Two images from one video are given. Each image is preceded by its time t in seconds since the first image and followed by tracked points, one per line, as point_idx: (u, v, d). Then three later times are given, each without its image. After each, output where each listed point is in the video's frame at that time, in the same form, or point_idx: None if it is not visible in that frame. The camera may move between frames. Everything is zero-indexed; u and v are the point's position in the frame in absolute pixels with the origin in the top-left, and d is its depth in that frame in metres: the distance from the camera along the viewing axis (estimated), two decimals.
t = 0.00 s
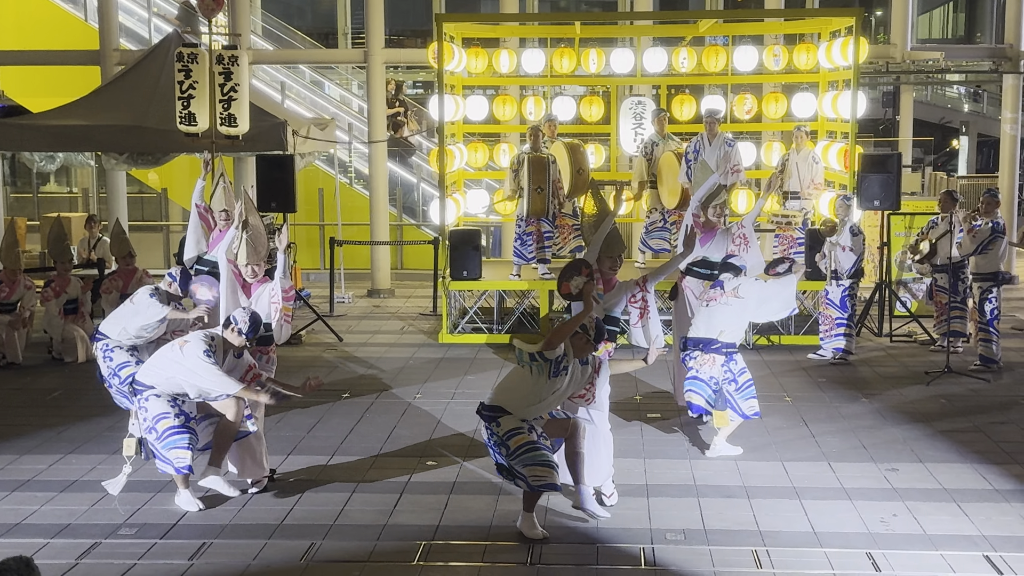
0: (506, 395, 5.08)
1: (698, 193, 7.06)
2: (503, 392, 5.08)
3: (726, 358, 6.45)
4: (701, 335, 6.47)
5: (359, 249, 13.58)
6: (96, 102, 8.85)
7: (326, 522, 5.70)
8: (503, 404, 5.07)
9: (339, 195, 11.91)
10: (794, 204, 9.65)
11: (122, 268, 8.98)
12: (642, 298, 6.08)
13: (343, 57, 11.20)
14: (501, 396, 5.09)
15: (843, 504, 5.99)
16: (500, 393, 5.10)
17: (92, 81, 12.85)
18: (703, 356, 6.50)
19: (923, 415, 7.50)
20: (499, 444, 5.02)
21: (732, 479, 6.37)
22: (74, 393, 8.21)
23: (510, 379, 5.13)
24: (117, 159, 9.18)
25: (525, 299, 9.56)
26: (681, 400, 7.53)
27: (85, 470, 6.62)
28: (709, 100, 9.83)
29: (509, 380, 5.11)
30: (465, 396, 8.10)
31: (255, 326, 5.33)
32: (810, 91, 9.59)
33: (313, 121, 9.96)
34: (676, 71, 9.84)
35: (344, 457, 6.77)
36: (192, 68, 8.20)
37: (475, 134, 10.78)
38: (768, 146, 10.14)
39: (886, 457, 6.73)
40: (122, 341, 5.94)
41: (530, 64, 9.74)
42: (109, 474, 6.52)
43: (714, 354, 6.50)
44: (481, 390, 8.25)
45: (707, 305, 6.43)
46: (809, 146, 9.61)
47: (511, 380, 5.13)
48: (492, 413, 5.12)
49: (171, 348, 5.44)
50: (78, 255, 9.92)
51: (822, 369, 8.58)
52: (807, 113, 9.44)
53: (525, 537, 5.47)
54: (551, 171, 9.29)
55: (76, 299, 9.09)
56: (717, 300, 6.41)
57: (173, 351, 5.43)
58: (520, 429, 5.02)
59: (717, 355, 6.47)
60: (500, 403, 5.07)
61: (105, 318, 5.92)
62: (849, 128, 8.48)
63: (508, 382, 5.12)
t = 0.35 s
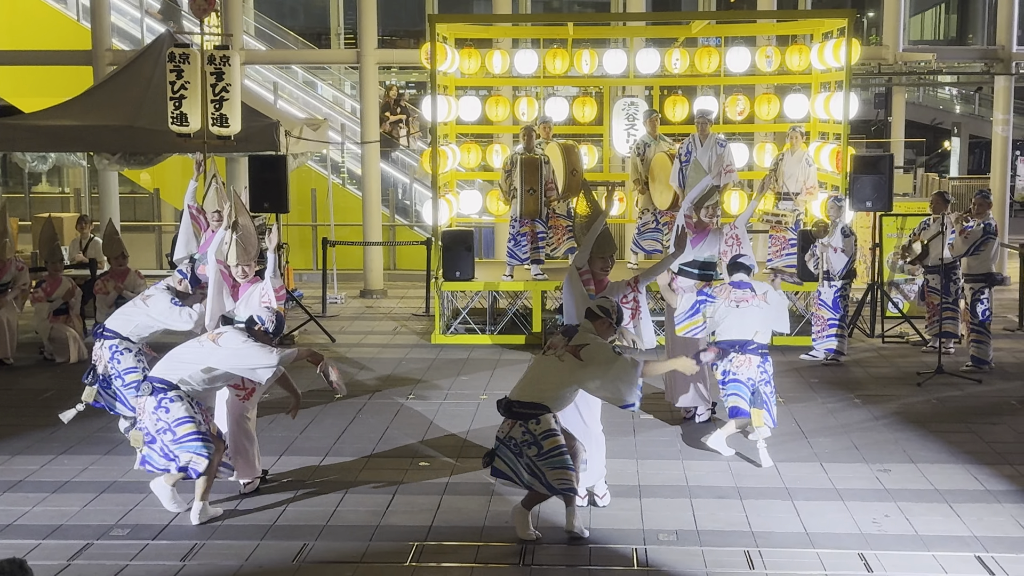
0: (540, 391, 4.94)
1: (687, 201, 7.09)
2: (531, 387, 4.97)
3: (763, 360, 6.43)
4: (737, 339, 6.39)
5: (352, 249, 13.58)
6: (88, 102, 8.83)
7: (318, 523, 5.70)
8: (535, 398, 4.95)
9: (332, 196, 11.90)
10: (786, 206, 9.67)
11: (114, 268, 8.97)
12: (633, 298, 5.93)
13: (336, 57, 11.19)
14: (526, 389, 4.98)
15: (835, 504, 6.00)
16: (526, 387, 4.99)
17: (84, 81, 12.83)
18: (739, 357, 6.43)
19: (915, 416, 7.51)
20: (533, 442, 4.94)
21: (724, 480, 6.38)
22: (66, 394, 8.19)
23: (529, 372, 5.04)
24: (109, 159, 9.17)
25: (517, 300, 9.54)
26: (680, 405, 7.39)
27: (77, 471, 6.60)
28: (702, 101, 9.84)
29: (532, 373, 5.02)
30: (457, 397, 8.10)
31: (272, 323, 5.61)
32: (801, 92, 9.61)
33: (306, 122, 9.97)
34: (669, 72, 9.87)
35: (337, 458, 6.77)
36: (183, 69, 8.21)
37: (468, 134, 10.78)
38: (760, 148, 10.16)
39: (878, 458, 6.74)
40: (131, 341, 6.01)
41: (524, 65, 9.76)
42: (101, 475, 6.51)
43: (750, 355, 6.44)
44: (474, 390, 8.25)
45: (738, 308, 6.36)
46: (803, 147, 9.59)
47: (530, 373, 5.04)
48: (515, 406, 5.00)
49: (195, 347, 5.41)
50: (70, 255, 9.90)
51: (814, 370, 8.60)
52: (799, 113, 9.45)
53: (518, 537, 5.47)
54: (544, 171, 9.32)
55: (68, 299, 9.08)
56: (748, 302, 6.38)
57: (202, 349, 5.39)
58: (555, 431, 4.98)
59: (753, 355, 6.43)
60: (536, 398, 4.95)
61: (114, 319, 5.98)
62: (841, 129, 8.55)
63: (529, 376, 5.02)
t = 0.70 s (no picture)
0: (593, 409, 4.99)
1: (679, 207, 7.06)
2: (581, 403, 4.98)
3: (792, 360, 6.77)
4: (773, 344, 6.62)
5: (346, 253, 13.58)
6: (82, 105, 8.83)
7: (312, 527, 5.68)
8: (586, 412, 4.98)
9: (326, 200, 11.89)
10: (781, 208, 9.85)
11: (109, 273, 8.96)
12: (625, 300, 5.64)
13: (330, 61, 11.19)
14: (570, 404, 4.98)
15: (829, 509, 6.00)
16: (574, 402, 4.98)
17: (78, 84, 12.82)
18: (778, 361, 6.66)
19: (908, 420, 7.52)
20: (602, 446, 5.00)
21: (718, 484, 6.38)
22: (60, 398, 8.18)
23: (570, 383, 5.00)
24: (103, 163, 9.16)
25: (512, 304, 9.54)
26: (670, 408, 7.44)
27: (70, 475, 6.59)
28: (696, 106, 9.84)
29: (579, 389, 4.99)
30: (452, 401, 8.09)
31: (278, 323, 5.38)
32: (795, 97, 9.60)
33: (300, 126, 9.97)
34: (664, 76, 9.88)
35: (330, 462, 6.76)
36: (177, 72, 8.23)
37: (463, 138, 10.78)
38: (754, 152, 10.17)
39: (872, 462, 6.74)
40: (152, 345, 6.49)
41: (518, 69, 9.79)
42: (95, 479, 6.50)
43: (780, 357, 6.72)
44: (468, 394, 8.25)
45: (765, 315, 6.59)
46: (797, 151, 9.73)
47: (570, 383, 5.01)
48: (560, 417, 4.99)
49: (231, 368, 5.27)
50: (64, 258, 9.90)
51: (808, 374, 8.60)
52: (792, 117, 9.51)
53: (512, 541, 5.47)
54: (539, 175, 9.31)
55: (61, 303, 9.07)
56: (772, 309, 6.64)
57: (245, 373, 5.30)
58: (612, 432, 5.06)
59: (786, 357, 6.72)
60: (589, 411, 4.98)
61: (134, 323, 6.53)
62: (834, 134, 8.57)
63: (572, 389, 5.00)
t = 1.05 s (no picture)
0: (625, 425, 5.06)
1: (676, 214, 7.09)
2: (614, 420, 5.03)
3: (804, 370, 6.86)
4: (787, 352, 6.72)
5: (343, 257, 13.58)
6: (79, 109, 8.83)
7: (308, 531, 5.67)
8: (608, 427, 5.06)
9: (323, 204, 11.89)
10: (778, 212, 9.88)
11: (105, 276, 8.96)
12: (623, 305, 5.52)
13: (328, 65, 11.20)
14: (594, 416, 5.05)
15: (825, 513, 6.00)
16: (606, 418, 5.03)
17: (75, 88, 12.83)
18: (792, 369, 6.76)
19: (905, 425, 7.52)
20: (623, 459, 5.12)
21: (715, 489, 6.37)
22: (57, 402, 8.16)
23: (599, 401, 5.03)
24: (99, 166, 9.16)
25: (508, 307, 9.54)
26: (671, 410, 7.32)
27: (66, 479, 6.58)
28: (693, 111, 9.86)
29: (609, 407, 5.02)
30: (448, 405, 8.09)
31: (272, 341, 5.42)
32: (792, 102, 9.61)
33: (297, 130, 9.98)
34: (660, 81, 9.92)
35: (327, 466, 6.75)
36: (175, 76, 8.18)
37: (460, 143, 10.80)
38: (750, 157, 10.29)
39: (869, 466, 6.74)
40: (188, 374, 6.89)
41: (516, 73, 9.77)
42: (91, 483, 6.49)
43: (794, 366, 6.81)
44: (465, 398, 8.24)
45: (778, 325, 6.70)
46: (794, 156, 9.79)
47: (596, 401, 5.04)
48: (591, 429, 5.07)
49: (254, 406, 5.36)
50: (60, 262, 9.89)
51: (805, 378, 8.60)
52: (789, 122, 9.51)
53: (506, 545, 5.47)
54: (536, 179, 9.33)
55: (58, 306, 9.06)
56: (783, 320, 6.76)
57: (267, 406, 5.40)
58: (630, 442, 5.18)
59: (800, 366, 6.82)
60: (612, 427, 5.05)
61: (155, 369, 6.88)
62: (831, 139, 8.54)
63: (601, 407, 5.03)
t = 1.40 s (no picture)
0: (613, 440, 5.04)
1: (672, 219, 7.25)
2: (602, 440, 5.02)
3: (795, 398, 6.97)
4: (776, 380, 6.85)
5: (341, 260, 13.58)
6: (77, 112, 8.84)
7: (306, 535, 5.67)
8: (598, 446, 5.03)
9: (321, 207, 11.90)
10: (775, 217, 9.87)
11: (104, 279, 8.96)
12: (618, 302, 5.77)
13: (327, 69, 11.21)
14: (582, 441, 5.01)
15: (824, 516, 6.00)
16: (595, 441, 5.02)
17: (73, 91, 12.84)
18: (781, 398, 6.88)
19: (903, 428, 7.52)
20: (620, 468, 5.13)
21: (714, 492, 6.37)
22: (55, 405, 8.16)
23: (581, 428, 4.99)
24: (98, 169, 9.17)
25: (507, 310, 9.54)
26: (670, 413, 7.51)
27: (64, 482, 6.57)
28: (692, 115, 9.85)
29: (592, 430, 4.99)
30: (447, 408, 8.09)
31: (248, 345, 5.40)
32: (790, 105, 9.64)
33: (296, 134, 9.99)
34: (659, 84, 9.96)
35: (325, 469, 6.75)
36: (172, 79, 8.25)
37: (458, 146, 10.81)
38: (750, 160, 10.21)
39: (867, 470, 6.74)
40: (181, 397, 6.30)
41: (514, 76, 9.79)
42: (89, 487, 6.48)
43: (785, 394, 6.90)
44: (463, 401, 8.24)
45: (768, 353, 6.72)
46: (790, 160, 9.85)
47: (578, 428, 5.00)
48: (584, 454, 5.04)
49: (255, 413, 5.36)
50: (58, 265, 9.88)
51: (804, 382, 8.60)
52: (787, 126, 9.55)
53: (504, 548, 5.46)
54: (534, 182, 9.35)
55: (56, 309, 9.06)
56: (773, 344, 6.74)
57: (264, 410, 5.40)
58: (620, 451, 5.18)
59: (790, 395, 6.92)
60: (602, 445, 5.03)
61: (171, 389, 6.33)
62: (829, 141, 8.61)
63: (585, 433, 5.00)
